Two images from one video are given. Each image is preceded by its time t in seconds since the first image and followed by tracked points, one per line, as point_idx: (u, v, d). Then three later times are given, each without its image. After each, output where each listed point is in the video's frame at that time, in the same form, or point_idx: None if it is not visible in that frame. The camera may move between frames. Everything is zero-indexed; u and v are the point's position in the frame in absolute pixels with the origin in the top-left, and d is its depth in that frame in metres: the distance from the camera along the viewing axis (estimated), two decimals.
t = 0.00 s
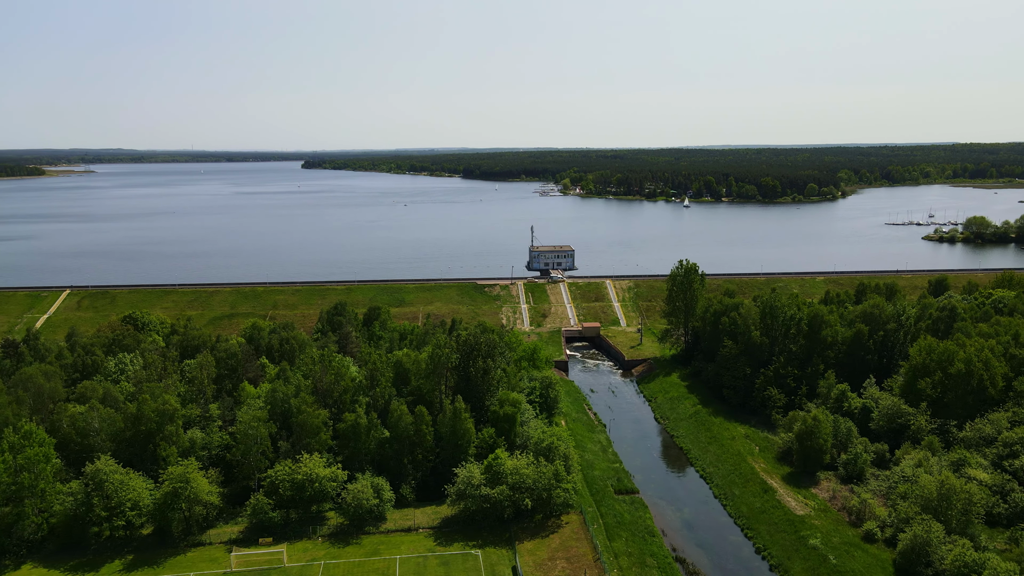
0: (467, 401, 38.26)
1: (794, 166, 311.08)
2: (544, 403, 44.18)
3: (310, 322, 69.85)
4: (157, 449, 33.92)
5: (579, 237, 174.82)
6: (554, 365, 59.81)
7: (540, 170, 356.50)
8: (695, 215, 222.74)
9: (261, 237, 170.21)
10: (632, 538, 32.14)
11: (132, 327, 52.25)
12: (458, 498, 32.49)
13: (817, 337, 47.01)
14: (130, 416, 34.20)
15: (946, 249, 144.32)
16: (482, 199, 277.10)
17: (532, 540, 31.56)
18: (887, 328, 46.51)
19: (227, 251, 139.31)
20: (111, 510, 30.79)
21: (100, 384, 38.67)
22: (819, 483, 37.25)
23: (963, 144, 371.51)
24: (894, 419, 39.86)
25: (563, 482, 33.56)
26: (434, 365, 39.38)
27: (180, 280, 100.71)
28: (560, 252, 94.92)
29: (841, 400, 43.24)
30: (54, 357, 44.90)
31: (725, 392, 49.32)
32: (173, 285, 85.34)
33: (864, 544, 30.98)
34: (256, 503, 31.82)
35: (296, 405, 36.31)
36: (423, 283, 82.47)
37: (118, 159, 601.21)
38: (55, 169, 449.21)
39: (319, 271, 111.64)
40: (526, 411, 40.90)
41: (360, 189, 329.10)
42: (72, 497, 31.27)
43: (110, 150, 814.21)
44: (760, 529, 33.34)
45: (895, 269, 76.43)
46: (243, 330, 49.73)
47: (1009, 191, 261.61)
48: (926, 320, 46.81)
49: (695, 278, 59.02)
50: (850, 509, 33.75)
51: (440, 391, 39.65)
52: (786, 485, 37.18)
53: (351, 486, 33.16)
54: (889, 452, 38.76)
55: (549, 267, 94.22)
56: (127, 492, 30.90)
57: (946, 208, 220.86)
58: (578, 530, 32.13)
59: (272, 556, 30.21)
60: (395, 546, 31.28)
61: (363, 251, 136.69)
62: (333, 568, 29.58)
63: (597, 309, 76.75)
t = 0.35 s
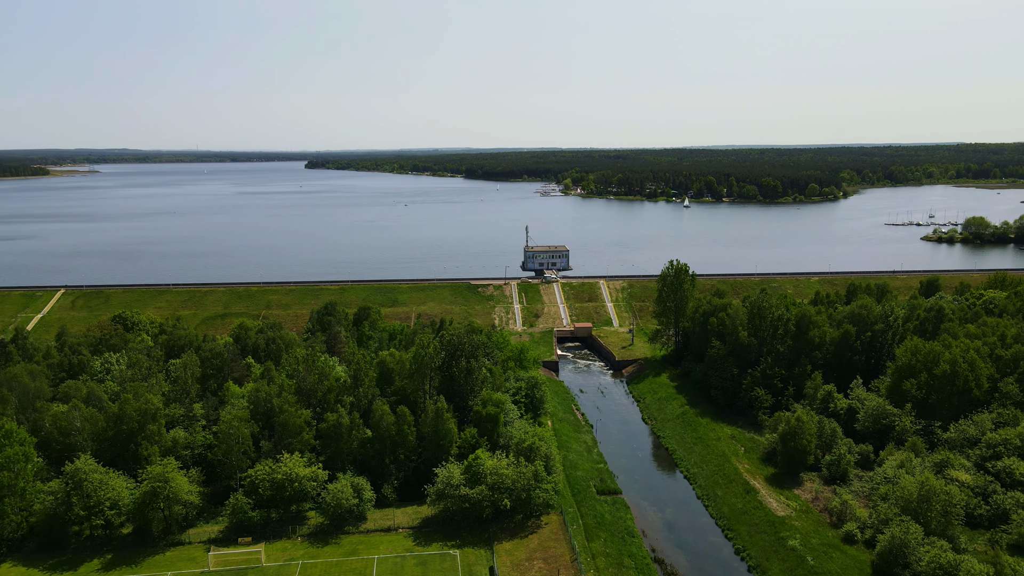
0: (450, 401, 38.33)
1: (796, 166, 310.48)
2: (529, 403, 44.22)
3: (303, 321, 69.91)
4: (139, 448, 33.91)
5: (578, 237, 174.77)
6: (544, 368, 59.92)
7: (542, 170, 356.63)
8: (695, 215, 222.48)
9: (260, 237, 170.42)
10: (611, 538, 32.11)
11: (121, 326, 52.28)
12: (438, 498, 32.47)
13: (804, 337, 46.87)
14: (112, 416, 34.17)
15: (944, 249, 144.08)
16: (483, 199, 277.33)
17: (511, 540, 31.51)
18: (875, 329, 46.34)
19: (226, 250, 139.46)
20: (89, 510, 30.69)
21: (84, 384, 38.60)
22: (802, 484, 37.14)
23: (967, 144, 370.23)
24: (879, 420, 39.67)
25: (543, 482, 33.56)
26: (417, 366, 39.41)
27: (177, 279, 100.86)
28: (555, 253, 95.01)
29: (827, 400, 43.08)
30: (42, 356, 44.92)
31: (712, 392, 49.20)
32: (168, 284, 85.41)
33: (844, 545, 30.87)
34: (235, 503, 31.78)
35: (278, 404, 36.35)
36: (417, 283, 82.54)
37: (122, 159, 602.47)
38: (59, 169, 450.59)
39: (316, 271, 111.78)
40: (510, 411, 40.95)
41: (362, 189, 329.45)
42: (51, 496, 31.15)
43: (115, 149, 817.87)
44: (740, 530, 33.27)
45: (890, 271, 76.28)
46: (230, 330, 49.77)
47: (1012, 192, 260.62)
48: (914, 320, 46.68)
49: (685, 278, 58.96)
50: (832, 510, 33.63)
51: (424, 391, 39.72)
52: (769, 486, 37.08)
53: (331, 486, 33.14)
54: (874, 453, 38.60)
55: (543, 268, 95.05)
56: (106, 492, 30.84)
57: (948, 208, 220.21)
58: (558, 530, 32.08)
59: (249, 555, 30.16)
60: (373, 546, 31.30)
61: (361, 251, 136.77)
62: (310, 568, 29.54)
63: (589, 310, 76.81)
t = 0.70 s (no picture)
0: (435, 401, 38.32)
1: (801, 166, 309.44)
2: (517, 403, 44.20)
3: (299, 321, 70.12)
4: (124, 447, 33.98)
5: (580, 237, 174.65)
6: (534, 367, 60.17)
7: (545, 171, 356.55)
8: (698, 215, 222.03)
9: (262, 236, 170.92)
10: (593, 539, 32.04)
11: (114, 325, 52.48)
12: (420, 498, 32.46)
13: (794, 338, 46.66)
14: (97, 415, 34.28)
15: (947, 249, 143.51)
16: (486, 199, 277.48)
17: (492, 540, 31.49)
18: (866, 329, 46.06)
19: (228, 250, 139.91)
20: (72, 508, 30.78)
21: (71, 383, 38.67)
22: (788, 485, 36.99)
23: (975, 144, 368.04)
24: (867, 421, 39.39)
25: (525, 482, 33.52)
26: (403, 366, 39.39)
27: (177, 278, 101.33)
28: (552, 253, 95.10)
29: (816, 401, 42.86)
30: (33, 355, 45.10)
31: (703, 393, 49.06)
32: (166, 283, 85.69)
33: (826, 547, 30.73)
34: (217, 502, 31.82)
35: (263, 403, 36.39)
36: (413, 283, 82.66)
37: (129, 159, 605.36)
38: (67, 169, 452.91)
39: (315, 270, 112.04)
40: (497, 411, 40.91)
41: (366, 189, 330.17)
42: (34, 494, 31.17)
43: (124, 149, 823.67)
44: (724, 531, 33.15)
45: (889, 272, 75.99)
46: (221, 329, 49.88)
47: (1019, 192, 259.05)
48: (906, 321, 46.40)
49: (677, 279, 58.83)
50: (816, 512, 33.43)
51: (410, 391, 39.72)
52: (754, 487, 36.95)
53: (313, 486, 33.14)
54: (862, 454, 38.36)
55: (541, 267, 94.94)
56: (89, 490, 30.93)
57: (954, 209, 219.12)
58: (539, 531, 32.04)
59: (231, 554, 30.22)
60: (355, 546, 31.33)
61: (362, 251, 137.02)
62: (290, 567, 29.53)
63: (585, 310, 76.77)
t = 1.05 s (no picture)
0: (420, 401, 38.35)
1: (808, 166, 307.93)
2: (506, 404, 44.27)
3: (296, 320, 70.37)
4: (111, 445, 34.11)
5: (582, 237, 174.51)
6: (526, 366, 60.24)
7: (550, 171, 356.36)
8: (703, 215, 221.35)
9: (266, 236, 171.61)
10: (575, 540, 31.98)
11: (108, 325, 52.79)
12: (403, 498, 32.46)
13: (786, 339, 46.40)
14: (85, 413, 34.42)
15: (951, 249, 142.83)
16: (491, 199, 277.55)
17: (474, 541, 31.49)
18: (858, 330, 45.76)
19: (230, 250, 140.47)
20: (56, 506, 30.88)
21: (61, 382, 38.77)
22: (775, 487, 36.80)
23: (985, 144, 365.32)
24: (856, 422, 39.10)
25: (509, 483, 33.49)
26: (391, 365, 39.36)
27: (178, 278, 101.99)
28: (551, 253, 95.13)
29: (807, 403, 42.57)
30: (26, 354, 45.31)
31: (694, 394, 48.88)
32: (165, 283, 86.10)
33: (809, 549, 30.54)
34: (201, 500, 31.92)
35: (250, 403, 36.48)
36: (411, 283, 82.84)
37: (137, 159, 609.08)
38: (76, 169, 455.50)
39: (316, 270, 112.39)
40: (485, 410, 40.92)
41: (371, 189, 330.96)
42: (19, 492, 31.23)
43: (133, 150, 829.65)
44: (707, 533, 33.04)
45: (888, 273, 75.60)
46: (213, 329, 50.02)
47: None
48: (899, 321, 46.05)
49: (672, 279, 58.63)
50: (801, 514, 33.22)
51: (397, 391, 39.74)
52: (741, 488, 36.79)
53: (296, 485, 33.19)
54: (850, 456, 38.10)
55: (539, 268, 94.89)
56: (73, 488, 31.05)
57: (961, 209, 217.65)
58: (522, 531, 32.02)
59: (213, 553, 30.32)
60: (337, 545, 31.37)
61: (363, 251, 137.30)
62: (271, 567, 29.57)
63: (582, 310, 76.69)
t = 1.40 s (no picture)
0: (407, 401, 38.35)
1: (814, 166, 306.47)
2: (495, 404, 44.32)
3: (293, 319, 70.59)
4: (98, 444, 34.21)
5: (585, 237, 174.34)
6: (519, 367, 60.26)
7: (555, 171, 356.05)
8: (707, 215, 220.66)
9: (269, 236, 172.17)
10: (558, 541, 31.91)
11: (102, 324, 53.08)
12: (386, 498, 32.52)
13: (778, 340, 46.15)
14: (73, 412, 34.60)
15: (956, 250, 141.77)
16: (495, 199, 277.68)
17: (457, 541, 31.51)
18: (850, 332, 45.54)
19: (233, 249, 140.97)
20: (41, 504, 31.00)
21: (51, 381, 38.94)
22: (762, 489, 36.60)
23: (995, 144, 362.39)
24: (845, 424, 38.85)
25: (492, 483, 33.48)
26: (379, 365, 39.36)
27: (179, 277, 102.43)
28: (549, 253, 95.06)
29: (797, 404, 42.30)
30: (19, 352, 45.56)
31: (685, 395, 48.71)
32: (165, 282, 86.50)
33: (792, 551, 30.35)
34: (185, 499, 31.99)
35: (236, 402, 36.56)
36: (408, 283, 82.97)
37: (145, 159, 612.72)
38: (87, 169, 458.85)
39: (317, 270, 112.71)
40: (473, 410, 40.91)
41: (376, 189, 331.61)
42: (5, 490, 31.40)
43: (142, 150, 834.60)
44: (692, 534, 32.92)
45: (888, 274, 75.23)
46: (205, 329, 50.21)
47: None
48: (892, 322, 45.75)
49: (666, 279, 58.44)
50: (786, 516, 33.04)
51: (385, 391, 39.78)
52: (728, 489, 36.66)
53: (280, 484, 33.25)
54: (839, 458, 37.80)
55: (538, 268, 94.89)
56: (58, 486, 31.17)
57: (968, 210, 216.12)
58: (504, 532, 32.01)
59: (196, 552, 30.42)
60: (320, 545, 31.42)
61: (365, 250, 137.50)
62: (252, 566, 29.62)
63: (578, 310, 76.62)
